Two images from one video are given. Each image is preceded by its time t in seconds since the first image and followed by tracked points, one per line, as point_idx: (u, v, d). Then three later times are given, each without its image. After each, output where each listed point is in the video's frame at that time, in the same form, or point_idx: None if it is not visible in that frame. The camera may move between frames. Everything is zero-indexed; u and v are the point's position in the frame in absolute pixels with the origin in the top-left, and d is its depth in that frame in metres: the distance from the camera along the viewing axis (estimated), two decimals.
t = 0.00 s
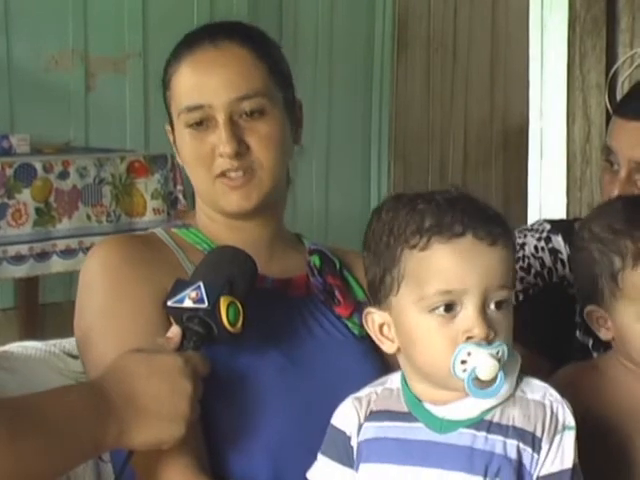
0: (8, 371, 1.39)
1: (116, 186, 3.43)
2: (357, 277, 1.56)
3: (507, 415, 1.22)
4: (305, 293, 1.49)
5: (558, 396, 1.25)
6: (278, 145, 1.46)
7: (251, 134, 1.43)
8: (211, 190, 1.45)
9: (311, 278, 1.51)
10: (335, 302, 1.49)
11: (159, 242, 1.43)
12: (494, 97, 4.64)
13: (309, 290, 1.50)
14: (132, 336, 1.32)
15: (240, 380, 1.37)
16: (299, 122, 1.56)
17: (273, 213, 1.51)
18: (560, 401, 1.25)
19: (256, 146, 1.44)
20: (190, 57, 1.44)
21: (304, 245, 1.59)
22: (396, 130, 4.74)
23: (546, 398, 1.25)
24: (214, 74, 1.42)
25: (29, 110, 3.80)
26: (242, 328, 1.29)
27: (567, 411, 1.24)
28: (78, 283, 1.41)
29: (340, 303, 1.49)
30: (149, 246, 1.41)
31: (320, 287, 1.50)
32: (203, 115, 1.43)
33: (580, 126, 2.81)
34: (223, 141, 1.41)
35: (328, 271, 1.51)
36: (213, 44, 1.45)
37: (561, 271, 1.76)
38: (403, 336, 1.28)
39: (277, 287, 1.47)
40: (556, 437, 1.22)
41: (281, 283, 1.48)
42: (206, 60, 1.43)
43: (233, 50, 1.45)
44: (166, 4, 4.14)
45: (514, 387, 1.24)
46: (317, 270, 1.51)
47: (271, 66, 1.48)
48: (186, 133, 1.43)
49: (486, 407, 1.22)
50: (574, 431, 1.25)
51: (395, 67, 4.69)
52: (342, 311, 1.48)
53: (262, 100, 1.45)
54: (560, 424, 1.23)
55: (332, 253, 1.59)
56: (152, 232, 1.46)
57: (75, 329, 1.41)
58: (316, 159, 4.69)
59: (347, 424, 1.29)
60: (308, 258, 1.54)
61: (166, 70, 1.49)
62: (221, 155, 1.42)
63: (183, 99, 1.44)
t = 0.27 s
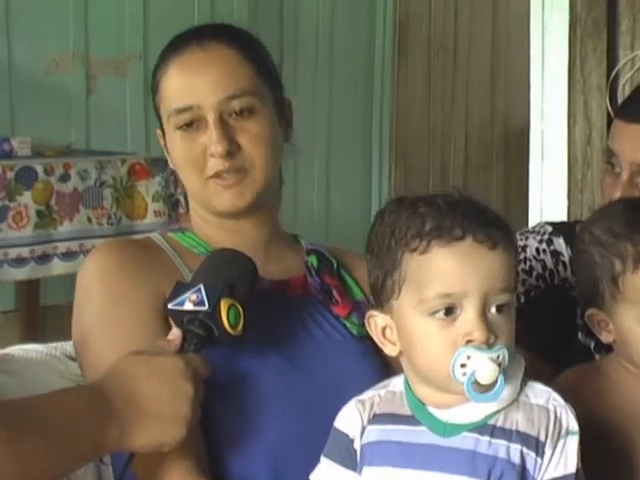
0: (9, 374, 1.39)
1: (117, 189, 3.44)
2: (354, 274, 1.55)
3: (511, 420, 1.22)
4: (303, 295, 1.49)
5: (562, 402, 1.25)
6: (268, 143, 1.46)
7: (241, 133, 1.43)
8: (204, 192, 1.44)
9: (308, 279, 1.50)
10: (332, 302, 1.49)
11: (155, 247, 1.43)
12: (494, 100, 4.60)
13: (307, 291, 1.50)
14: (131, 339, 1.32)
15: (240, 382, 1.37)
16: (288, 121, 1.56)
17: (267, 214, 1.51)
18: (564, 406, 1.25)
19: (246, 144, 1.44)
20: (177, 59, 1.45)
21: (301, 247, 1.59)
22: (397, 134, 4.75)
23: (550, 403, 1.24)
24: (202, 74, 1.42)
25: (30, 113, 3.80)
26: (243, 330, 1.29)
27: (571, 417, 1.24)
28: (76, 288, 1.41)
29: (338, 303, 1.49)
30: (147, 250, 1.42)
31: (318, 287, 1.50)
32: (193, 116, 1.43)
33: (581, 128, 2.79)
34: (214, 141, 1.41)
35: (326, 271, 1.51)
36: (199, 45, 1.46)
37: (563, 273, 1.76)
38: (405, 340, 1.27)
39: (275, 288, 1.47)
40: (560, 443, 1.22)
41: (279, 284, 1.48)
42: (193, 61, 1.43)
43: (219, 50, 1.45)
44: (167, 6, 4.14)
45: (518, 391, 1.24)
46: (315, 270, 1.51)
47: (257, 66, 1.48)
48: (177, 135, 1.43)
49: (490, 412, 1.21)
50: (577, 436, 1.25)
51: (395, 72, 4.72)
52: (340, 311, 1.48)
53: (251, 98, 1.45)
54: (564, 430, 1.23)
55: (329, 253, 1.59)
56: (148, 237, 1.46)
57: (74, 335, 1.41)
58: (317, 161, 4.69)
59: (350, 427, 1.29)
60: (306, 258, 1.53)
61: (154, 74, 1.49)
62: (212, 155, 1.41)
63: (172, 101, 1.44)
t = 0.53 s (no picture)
0: (10, 377, 1.39)
1: (118, 193, 3.43)
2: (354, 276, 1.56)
3: (519, 427, 1.22)
4: (302, 297, 1.49)
5: (569, 410, 1.24)
6: (262, 149, 1.46)
7: (235, 139, 1.43)
8: (199, 198, 1.44)
9: (308, 282, 1.51)
10: (333, 305, 1.49)
11: (153, 252, 1.43)
12: (495, 104, 4.64)
13: (306, 294, 1.50)
14: (132, 345, 1.32)
15: (242, 387, 1.37)
16: (283, 124, 1.56)
17: (266, 219, 1.51)
18: (572, 414, 1.24)
19: (240, 150, 1.44)
20: (170, 66, 1.44)
21: (300, 248, 1.58)
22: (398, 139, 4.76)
23: (557, 411, 1.24)
24: (195, 81, 1.42)
25: (31, 116, 3.80)
26: (244, 335, 1.29)
27: (578, 425, 1.23)
28: (76, 294, 1.40)
29: (338, 305, 1.49)
30: (147, 256, 1.41)
31: (317, 290, 1.50)
32: (186, 122, 1.42)
33: (582, 132, 2.79)
34: (207, 147, 1.41)
35: (325, 273, 1.52)
36: (191, 51, 1.46)
37: (565, 277, 1.75)
38: (412, 343, 1.27)
39: (274, 292, 1.47)
40: (566, 451, 1.21)
41: (278, 288, 1.48)
42: (186, 67, 1.43)
43: (212, 56, 1.45)
44: (168, 10, 4.15)
45: (526, 398, 1.24)
46: (314, 273, 1.51)
47: (250, 70, 1.48)
48: (171, 142, 1.43)
49: (497, 419, 1.21)
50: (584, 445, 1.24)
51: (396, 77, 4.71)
52: (340, 313, 1.49)
53: (244, 104, 1.45)
54: (571, 438, 1.22)
55: (329, 255, 1.59)
56: (147, 243, 1.46)
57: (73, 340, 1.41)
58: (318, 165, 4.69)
59: (355, 431, 1.29)
60: (306, 262, 1.54)
61: (148, 80, 1.49)
62: (206, 162, 1.41)
63: (165, 107, 1.44)
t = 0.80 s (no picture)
0: (11, 379, 1.39)
1: (120, 195, 3.43)
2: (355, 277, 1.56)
3: (527, 434, 1.21)
4: (304, 299, 1.48)
5: (578, 417, 1.24)
6: (257, 152, 1.45)
7: (229, 144, 1.43)
8: (196, 204, 1.44)
9: (309, 283, 1.50)
10: (335, 306, 1.49)
11: (153, 255, 1.43)
12: (497, 107, 4.64)
13: (307, 296, 1.49)
14: (134, 349, 1.32)
15: (244, 389, 1.37)
16: (278, 125, 1.56)
17: (267, 222, 1.51)
18: (580, 421, 1.24)
19: (234, 155, 1.43)
20: (161, 73, 1.43)
21: (302, 250, 1.59)
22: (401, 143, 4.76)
23: (566, 417, 1.23)
24: (186, 87, 1.41)
25: (33, 119, 3.81)
26: (246, 337, 1.29)
27: (587, 432, 1.23)
28: (77, 296, 1.40)
29: (341, 306, 1.49)
30: (148, 259, 1.41)
31: (319, 291, 1.50)
32: (180, 129, 1.42)
33: (583, 134, 2.78)
34: (201, 154, 1.40)
35: (327, 275, 1.51)
36: (181, 57, 1.44)
37: (568, 278, 1.74)
38: (425, 342, 1.27)
39: (275, 295, 1.46)
40: (575, 459, 1.21)
41: (279, 290, 1.47)
42: (176, 74, 1.42)
43: (202, 61, 1.44)
44: (170, 13, 4.15)
45: (535, 405, 1.23)
46: (316, 274, 1.51)
47: (241, 73, 1.46)
48: (166, 149, 1.43)
49: (506, 425, 1.21)
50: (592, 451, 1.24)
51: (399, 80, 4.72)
52: (343, 314, 1.49)
53: (237, 108, 1.44)
54: (579, 445, 1.22)
55: (330, 257, 1.59)
56: (148, 246, 1.46)
57: (75, 343, 1.41)
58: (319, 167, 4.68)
59: (362, 433, 1.28)
60: (307, 263, 1.54)
61: (141, 87, 1.48)
62: (201, 168, 1.41)
63: (158, 114, 1.43)
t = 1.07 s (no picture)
0: (13, 380, 1.39)
1: (123, 195, 3.43)
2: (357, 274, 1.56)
3: (539, 437, 1.20)
4: (306, 298, 1.48)
5: (590, 421, 1.23)
6: (253, 148, 1.45)
7: (225, 141, 1.42)
8: (194, 202, 1.43)
9: (312, 282, 1.50)
10: (337, 304, 1.49)
11: (155, 256, 1.42)
12: (500, 105, 4.73)
13: (310, 294, 1.49)
14: (137, 350, 1.32)
15: (246, 389, 1.36)
16: (274, 123, 1.55)
17: (266, 218, 1.50)
18: (592, 426, 1.22)
19: (231, 152, 1.43)
20: (154, 73, 1.42)
21: (304, 249, 1.59)
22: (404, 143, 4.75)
23: (578, 422, 1.22)
24: (180, 86, 1.40)
25: (36, 119, 3.81)
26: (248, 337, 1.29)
27: (598, 437, 1.22)
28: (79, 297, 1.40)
29: (343, 304, 1.49)
30: (150, 259, 1.41)
31: (321, 289, 1.49)
32: (175, 129, 1.41)
33: (587, 134, 2.77)
34: (197, 152, 1.40)
35: (329, 273, 1.51)
36: (174, 58, 1.43)
37: (572, 278, 1.73)
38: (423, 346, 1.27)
39: (276, 295, 1.46)
40: (586, 464, 1.20)
41: (281, 290, 1.47)
42: (170, 74, 1.41)
43: (196, 60, 1.43)
44: (173, 13, 4.15)
45: (546, 408, 1.22)
46: (318, 273, 1.51)
47: (235, 71, 1.46)
48: (162, 150, 1.42)
49: (518, 428, 1.19)
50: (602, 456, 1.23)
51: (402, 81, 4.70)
52: (345, 312, 1.48)
53: (231, 105, 1.44)
54: (590, 450, 1.21)
55: (332, 254, 1.59)
56: (149, 246, 1.46)
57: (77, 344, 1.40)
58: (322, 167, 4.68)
59: (373, 433, 1.27)
60: (309, 261, 1.54)
61: (135, 88, 1.47)
62: (197, 167, 1.40)
63: (153, 115, 1.42)
